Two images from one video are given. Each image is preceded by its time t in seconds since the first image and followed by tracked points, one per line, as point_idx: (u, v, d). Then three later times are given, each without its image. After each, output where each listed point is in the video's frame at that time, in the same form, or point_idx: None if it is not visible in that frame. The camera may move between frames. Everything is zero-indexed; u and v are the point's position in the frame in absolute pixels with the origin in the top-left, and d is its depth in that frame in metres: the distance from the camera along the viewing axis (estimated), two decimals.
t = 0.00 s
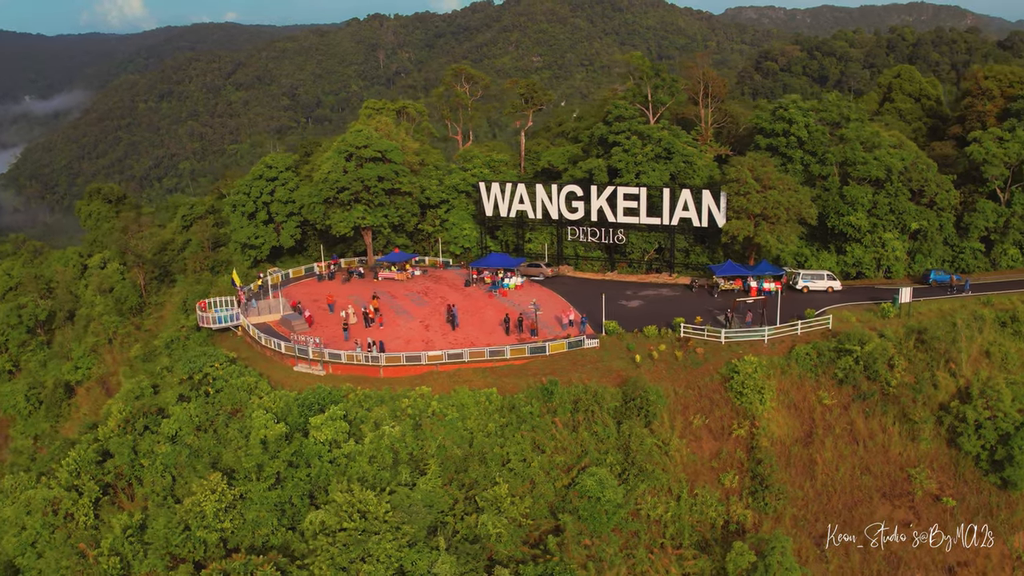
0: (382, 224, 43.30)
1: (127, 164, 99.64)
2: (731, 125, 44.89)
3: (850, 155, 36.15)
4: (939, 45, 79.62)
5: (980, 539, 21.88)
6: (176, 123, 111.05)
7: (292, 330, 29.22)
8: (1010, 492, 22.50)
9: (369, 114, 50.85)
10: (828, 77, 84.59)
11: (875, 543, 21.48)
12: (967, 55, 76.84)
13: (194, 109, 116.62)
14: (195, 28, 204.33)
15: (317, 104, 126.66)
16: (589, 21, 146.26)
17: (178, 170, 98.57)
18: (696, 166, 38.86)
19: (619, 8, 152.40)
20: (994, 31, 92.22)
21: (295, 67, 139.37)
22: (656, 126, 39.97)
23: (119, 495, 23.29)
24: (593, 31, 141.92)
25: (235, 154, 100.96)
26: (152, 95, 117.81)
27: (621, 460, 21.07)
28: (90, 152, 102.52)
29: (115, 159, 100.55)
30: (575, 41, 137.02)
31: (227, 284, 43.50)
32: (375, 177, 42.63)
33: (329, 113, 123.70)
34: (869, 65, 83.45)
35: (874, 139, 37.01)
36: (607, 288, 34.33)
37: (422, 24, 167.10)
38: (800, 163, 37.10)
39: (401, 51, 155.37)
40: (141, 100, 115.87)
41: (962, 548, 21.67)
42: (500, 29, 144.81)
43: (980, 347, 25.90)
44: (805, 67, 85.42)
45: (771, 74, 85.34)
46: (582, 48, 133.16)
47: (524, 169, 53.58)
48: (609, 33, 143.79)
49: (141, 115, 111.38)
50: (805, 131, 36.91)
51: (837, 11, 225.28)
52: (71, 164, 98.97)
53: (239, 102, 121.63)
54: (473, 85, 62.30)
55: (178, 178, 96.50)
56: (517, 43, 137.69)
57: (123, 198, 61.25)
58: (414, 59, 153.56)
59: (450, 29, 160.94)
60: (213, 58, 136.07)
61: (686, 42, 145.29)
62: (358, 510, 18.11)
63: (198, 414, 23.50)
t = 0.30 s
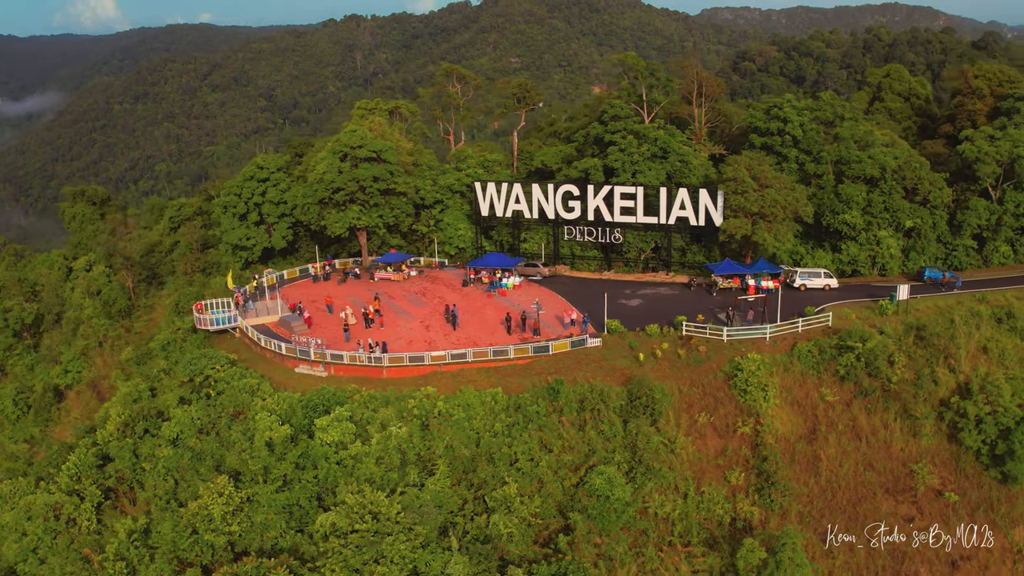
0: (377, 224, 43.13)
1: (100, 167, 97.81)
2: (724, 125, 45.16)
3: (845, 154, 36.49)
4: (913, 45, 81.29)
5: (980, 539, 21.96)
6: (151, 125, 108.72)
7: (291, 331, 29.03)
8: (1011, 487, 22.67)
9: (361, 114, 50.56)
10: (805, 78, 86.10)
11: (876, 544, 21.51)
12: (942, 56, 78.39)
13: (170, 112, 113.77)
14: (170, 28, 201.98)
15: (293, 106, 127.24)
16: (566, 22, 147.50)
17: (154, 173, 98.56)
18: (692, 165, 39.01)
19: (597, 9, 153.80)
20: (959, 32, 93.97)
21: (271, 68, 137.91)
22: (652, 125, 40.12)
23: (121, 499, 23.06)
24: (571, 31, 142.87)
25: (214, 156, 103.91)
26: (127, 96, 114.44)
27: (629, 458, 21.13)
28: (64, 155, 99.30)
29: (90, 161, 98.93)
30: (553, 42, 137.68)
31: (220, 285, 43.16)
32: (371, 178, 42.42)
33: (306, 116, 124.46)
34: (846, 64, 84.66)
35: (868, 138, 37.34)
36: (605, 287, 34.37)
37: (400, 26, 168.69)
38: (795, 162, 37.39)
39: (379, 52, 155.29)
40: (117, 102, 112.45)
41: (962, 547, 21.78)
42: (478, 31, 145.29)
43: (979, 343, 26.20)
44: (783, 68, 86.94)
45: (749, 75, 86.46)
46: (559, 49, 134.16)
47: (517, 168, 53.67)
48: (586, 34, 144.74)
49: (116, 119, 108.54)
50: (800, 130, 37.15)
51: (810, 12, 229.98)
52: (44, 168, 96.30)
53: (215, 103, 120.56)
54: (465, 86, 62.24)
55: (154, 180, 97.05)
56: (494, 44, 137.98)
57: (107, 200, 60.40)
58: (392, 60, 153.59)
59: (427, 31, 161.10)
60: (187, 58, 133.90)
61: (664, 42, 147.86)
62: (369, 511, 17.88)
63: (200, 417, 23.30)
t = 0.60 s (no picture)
0: (372, 225, 42.89)
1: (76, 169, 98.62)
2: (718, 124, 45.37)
3: (840, 153, 36.78)
4: (890, 46, 82.83)
5: (980, 539, 22.16)
6: (128, 128, 109.45)
7: (290, 333, 28.80)
8: (1011, 481, 22.96)
9: (353, 114, 50.28)
10: (782, 78, 86.90)
11: (876, 543, 21.67)
12: (917, 55, 79.46)
13: (145, 113, 115.56)
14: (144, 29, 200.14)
15: (271, 107, 126.59)
16: (543, 22, 148.49)
17: (130, 174, 99.97)
18: (687, 164, 39.16)
19: (574, 10, 155.03)
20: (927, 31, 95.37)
21: (248, 69, 137.75)
22: (648, 125, 40.21)
23: (124, 504, 22.87)
24: (548, 32, 143.94)
25: (189, 158, 105.83)
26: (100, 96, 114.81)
27: (636, 457, 21.17)
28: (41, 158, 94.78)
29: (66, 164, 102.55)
30: (530, 42, 138.04)
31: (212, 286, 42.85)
32: (367, 178, 42.18)
33: (282, 117, 123.85)
34: (822, 64, 85.76)
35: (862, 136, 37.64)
36: (604, 287, 34.39)
37: (375, 26, 168.87)
38: (790, 161, 37.63)
39: (357, 52, 154.64)
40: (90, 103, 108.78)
41: (962, 546, 22.00)
42: (455, 32, 145.47)
43: (976, 339, 26.51)
44: (760, 67, 87.84)
45: (728, 75, 87.39)
46: (537, 49, 135.19)
47: (509, 168, 53.71)
48: (564, 35, 145.82)
49: (88, 120, 106.00)
50: (795, 129, 37.38)
51: (784, 13, 231.59)
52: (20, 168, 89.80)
53: (190, 105, 121.35)
54: (456, 85, 62.16)
55: (130, 184, 98.04)
56: (472, 44, 138.37)
57: (91, 202, 59.52)
58: (369, 60, 153.38)
59: (405, 32, 160.81)
60: (162, 60, 134.36)
61: (640, 43, 149.24)
62: (380, 512, 17.67)
63: (203, 421, 23.19)
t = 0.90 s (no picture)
0: (367, 225, 42.69)
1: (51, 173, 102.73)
2: (711, 123, 45.60)
3: (834, 152, 37.08)
4: (866, 46, 84.00)
5: (980, 539, 22.25)
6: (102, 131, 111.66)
7: (290, 334, 28.56)
8: (1011, 475, 23.23)
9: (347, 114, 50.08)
10: (760, 78, 87.60)
11: (876, 543, 21.73)
12: (893, 55, 80.57)
13: (119, 116, 116.46)
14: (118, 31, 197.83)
15: (247, 108, 122.27)
16: (520, 24, 149.20)
17: (105, 177, 100.86)
18: (683, 163, 39.33)
19: (551, 11, 155.82)
20: (898, 32, 96.69)
21: (224, 71, 135.15)
22: (644, 124, 40.32)
23: (126, 508, 22.63)
24: (525, 33, 144.72)
25: (165, 159, 104.73)
26: (76, 100, 119.11)
27: (644, 456, 21.23)
28: None
29: (39, 166, 104.31)
30: (508, 43, 138.90)
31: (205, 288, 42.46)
32: (362, 179, 41.99)
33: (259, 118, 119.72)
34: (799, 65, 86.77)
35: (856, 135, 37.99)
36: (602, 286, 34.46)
37: (352, 28, 168.05)
38: (785, 160, 37.90)
39: (334, 53, 152.60)
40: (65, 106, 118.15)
41: (961, 547, 22.04)
42: (433, 33, 144.89)
43: (974, 335, 26.82)
44: (738, 68, 88.86)
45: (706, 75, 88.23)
46: (515, 50, 135.84)
47: (502, 168, 53.73)
48: (541, 36, 146.58)
49: (64, 121, 114.56)
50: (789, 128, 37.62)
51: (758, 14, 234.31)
52: None
53: (167, 107, 120.11)
54: (447, 86, 62.03)
55: (104, 186, 99.17)
56: (450, 45, 138.47)
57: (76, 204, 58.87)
58: (346, 62, 151.14)
59: (381, 33, 160.15)
60: (138, 62, 134.41)
61: (618, 43, 150.36)
62: (394, 514, 17.61)
63: (205, 423, 22.91)
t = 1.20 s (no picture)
0: (363, 226, 42.45)
1: (25, 176, 102.19)
2: (705, 123, 45.78)
3: (829, 151, 37.37)
4: (842, 46, 84.84)
5: (980, 538, 22.38)
6: (77, 133, 110.95)
7: (290, 336, 28.35)
8: (1011, 470, 23.48)
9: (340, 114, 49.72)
10: (738, 79, 87.93)
11: (876, 543, 21.85)
12: (870, 56, 81.48)
13: (94, 118, 115.87)
14: (92, 33, 195.24)
15: (224, 110, 121.62)
16: (498, 25, 149.54)
17: (80, 180, 100.07)
18: (679, 163, 39.48)
19: (530, 12, 156.03)
20: (872, 33, 97.52)
21: (199, 73, 133.75)
22: (640, 124, 40.43)
23: (129, 513, 22.40)
24: (503, 34, 145.16)
25: (141, 161, 104.06)
26: (51, 102, 118.66)
27: (651, 454, 21.31)
28: None
29: (12, 168, 103.55)
30: (486, 45, 138.98)
31: (199, 290, 42.05)
32: (358, 179, 41.77)
33: (236, 120, 118.37)
34: (777, 64, 87.30)
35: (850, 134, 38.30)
36: (601, 285, 34.50)
37: (330, 29, 163.99)
38: (780, 159, 38.17)
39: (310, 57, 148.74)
40: (39, 109, 117.34)
41: (962, 547, 22.14)
42: (410, 33, 144.27)
43: (971, 331, 27.13)
44: (716, 69, 89.41)
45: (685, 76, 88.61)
46: (493, 51, 135.96)
47: (494, 168, 53.69)
48: (519, 37, 146.84)
49: (36, 125, 113.83)
50: (784, 128, 37.90)
51: (735, 15, 235.93)
52: None
53: (142, 109, 120.05)
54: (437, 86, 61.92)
55: (79, 189, 98.33)
56: (427, 45, 138.07)
57: (61, 207, 58.20)
58: (323, 64, 147.20)
59: (358, 33, 157.98)
60: (113, 64, 133.41)
61: (596, 44, 150.86)
62: (407, 516, 17.53)
63: (208, 426, 22.71)
